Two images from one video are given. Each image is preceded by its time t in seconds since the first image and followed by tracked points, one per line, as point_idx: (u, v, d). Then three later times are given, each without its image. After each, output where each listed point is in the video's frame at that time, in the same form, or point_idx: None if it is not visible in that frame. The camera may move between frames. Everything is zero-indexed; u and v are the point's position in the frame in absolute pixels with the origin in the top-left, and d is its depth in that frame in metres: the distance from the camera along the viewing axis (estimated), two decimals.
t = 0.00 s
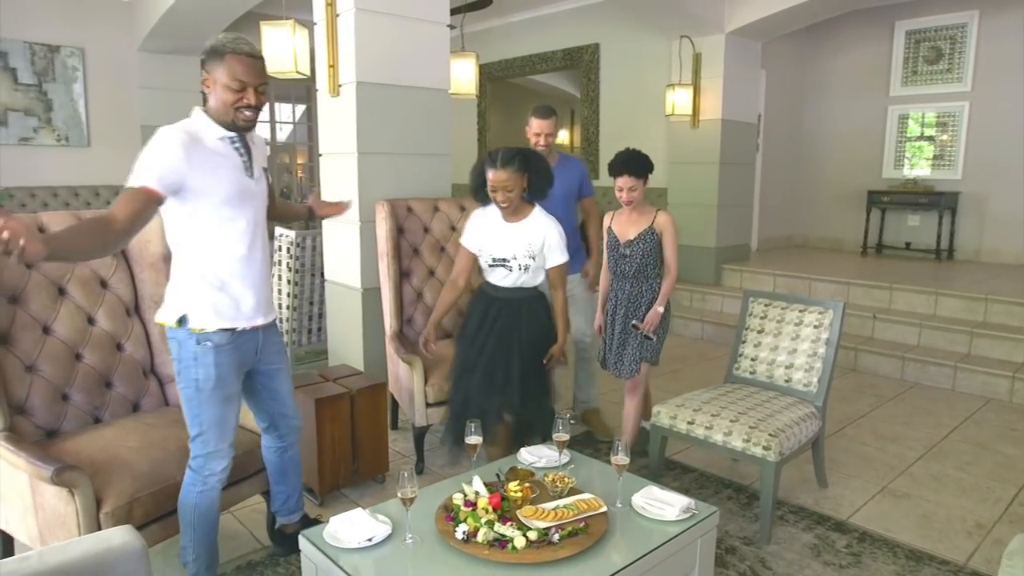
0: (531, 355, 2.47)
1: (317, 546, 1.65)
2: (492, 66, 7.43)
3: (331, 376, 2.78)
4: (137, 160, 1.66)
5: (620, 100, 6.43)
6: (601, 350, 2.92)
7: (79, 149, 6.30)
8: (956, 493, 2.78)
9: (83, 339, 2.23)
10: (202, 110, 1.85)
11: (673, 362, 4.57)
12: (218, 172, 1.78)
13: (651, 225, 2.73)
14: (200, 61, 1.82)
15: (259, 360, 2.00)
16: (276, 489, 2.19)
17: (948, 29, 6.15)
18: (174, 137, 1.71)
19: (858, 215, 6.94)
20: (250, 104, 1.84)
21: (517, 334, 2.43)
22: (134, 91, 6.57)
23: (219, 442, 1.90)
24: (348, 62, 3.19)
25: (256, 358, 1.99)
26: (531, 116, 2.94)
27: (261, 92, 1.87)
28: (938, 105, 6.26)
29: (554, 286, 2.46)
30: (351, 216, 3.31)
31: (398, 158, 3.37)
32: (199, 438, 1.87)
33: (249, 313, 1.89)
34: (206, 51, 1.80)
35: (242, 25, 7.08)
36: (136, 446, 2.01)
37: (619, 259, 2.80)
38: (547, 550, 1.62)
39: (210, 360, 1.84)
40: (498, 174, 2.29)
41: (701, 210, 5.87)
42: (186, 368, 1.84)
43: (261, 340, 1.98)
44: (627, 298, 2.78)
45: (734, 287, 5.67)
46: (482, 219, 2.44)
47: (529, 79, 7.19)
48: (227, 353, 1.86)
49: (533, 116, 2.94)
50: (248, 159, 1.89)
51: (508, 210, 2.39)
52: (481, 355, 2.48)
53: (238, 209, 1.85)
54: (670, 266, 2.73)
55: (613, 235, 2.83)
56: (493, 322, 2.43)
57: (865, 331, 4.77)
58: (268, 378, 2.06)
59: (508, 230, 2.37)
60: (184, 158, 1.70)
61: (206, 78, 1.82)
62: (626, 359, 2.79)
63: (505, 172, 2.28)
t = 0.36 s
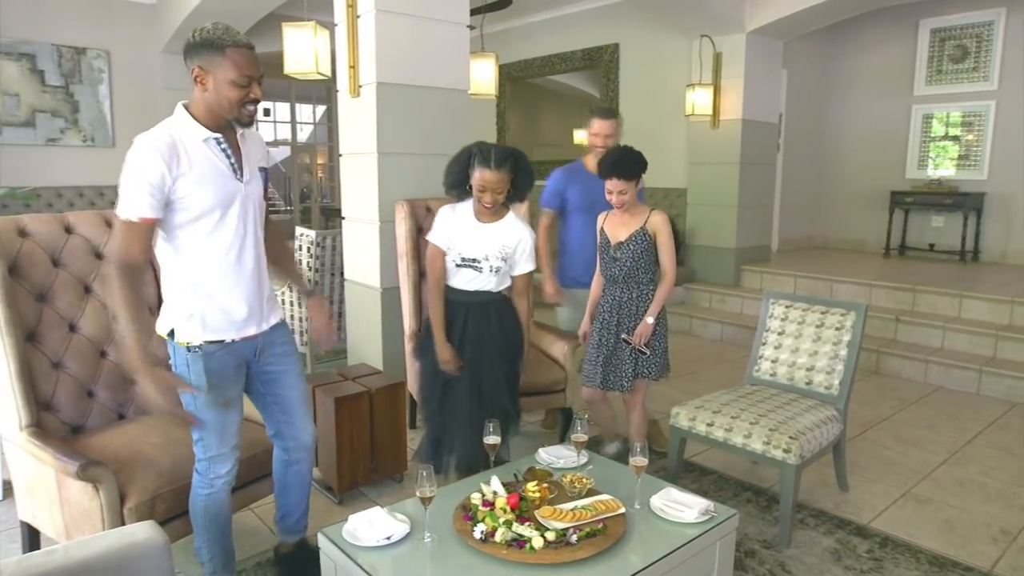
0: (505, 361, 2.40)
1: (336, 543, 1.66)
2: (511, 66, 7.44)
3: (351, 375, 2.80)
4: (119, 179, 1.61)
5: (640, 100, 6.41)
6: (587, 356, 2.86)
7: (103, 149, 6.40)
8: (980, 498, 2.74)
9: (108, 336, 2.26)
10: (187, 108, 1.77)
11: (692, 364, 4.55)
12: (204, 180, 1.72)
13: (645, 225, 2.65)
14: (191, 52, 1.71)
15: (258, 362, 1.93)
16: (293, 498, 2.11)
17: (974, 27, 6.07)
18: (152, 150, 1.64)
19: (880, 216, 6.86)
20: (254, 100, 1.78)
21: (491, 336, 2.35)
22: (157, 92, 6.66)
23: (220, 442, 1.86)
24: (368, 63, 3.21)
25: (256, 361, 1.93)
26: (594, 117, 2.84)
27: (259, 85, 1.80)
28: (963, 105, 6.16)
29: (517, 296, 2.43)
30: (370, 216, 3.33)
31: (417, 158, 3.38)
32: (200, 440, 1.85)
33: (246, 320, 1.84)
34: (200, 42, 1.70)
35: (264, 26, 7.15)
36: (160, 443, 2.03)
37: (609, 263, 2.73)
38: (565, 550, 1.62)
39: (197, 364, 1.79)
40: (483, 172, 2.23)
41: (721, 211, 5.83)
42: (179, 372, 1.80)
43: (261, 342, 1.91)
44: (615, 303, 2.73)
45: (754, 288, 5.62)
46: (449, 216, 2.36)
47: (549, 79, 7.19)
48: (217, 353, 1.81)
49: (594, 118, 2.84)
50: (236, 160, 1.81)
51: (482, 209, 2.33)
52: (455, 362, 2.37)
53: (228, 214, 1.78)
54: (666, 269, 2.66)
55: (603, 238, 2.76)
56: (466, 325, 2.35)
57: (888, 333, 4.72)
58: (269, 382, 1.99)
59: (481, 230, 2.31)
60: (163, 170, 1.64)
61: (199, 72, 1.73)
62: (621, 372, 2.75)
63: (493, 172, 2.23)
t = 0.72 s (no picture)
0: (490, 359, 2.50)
1: (354, 541, 1.67)
2: (530, 66, 7.46)
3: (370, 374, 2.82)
4: (152, 174, 1.50)
5: (658, 100, 6.38)
6: (553, 373, 2.61)
7: (126, 149, 6.49)
8: (1005, 503, 2.70)
9: (131, 334, 2.29)
10: (222, 105, 1.66)
11: (711, 365, 4.52)
12: (237, 179, 1.62)
13: (622, 233, 2.51)
14: (240, 51, 1.60)
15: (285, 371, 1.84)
16: (290, 522, 2.01)
17: (999, 25, 5.98)
18: (187, 146, 1.54)
19: (903, 216, 6.77)
20: (298, 107, 1.69)
21: (480, 334, 2.43)
22: (179, 93, 6.74)
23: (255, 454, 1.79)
24: (388, 63, 3.22)
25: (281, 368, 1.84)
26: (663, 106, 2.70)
27: (303, 93, 1.71)
28: (988, 104, 6.07)
29: (495, 293, 2.56)
30: (389, 216, 3.34)
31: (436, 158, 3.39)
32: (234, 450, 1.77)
33: (269, 323, 1.74)
34: (255, 43, 1.60)
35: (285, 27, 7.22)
36: (182, 440, 2.06)
37: (582, 273, 2.53)
38: (583, 551, 1.62)
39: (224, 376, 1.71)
40: (467, 174, 2.26)
41: (740, 211, 5.79)
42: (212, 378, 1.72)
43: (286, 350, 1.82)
44: (591, 316, 2.52)
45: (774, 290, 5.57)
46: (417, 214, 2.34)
47: (568, 79, 7.18)
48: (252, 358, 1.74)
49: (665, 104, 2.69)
50: (267, 162, 1.71)
51: (459, 208, 2.35)
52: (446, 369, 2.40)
53: (258, 216, 1.68)
54: (637, 276, 2.58)
55: (575, 246, 2.55)
56: (458, 325, 2.38)
57: (911, 336, 4.66)
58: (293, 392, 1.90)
59: (462, 230, 2.35)
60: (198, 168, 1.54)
61: (241, 73, 1.62)
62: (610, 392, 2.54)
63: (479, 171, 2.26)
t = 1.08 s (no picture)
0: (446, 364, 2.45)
1: (370, 539, 1.67)
2: (546, 66, 7.47)
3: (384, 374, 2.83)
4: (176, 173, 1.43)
5: (674, 101, 6.36)
6: (533, 378, 2.52)
7: (147, 150, 6.57)
8: None
9: (151, 333, 2.32)
10: (253, 106, 1.58)
11: (727, 367, 4.49)
12: (265, 181, 1.55)
13: (597, 228, 2.50)
14: (279, 50, 1.54)
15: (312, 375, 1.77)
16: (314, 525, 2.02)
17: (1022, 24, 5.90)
18: (215, 145, 1.47)
19: (923, 217, 6.69)
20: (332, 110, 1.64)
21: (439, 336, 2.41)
22: (199, 93, 6.81)
23: (301, 471, 1.71)
24: (405, 64, 3.24)
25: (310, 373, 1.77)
26: (681, 110, 2.61)
27: (336, 99, 1.64)
28: (1010, 104, 5.99)
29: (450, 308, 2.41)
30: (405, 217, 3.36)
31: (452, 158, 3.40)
32: (282, 471, 1.70)
33: (291, 329, 1.65)
34: (294, 42, 1.54)
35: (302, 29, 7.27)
36: (200, 437, 2.08)
37: (563, 275, 2.46)
38: (598, 552, 1.62)
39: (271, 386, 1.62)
40: (449, 193, 2.17)
41: (757, 212, 5.75)
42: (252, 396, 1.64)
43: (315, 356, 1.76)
44: (574, 316, 2.47)
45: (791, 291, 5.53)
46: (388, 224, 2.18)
47: (584, 80, 7.18)
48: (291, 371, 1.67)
49: (686, 109, 2.60)
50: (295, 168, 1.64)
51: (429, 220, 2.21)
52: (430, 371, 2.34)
53: (286, 221, 1.60)
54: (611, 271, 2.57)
55: (551, 246, 2.45)
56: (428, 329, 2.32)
57: (930, 339, 4.61)
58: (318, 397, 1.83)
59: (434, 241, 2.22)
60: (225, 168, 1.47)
61: (277, 73, 1.55)
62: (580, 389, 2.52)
63: (466, 184, 2.17)
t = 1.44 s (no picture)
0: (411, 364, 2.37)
1: (379, 539, 1.68)
2: (555, 67, 7.48)
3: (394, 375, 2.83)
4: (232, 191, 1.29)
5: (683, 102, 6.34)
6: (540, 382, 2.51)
7: (159, 151, 6.61)
8: None
9: (163, 333, 2.33)
10: (277, 111, 1.48)
11: (737, 368, 4.48)
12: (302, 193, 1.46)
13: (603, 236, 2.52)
14: (316, 58, 1.46)
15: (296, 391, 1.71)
16: (309, 531, 1.98)
17: None
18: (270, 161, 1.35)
19: (935, 218, 6.65)
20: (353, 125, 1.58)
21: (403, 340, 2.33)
22: (210, 95, 6.85)
23: (293, 492, 1.63)
24: (415, 65, 3.24)
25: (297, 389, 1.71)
26: (673, 108, 2.55)
27: (359, 116, 1.58)
28: None
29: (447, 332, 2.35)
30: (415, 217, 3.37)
31: (462, 159, 3.40)
32: (274, 495, 1.59)
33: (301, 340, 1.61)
34: (331, 52, 1.46)
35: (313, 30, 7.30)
36: (211, 437, 2.09)
37: (569, 281, 2.48)
38: (607, 553, 1.62)
39: (276, 403, 1.53)
40: (462, 220, 2.19)
41: (768, 213, 5.73)
42: (248, 416, 1.53)
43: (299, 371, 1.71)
44: (576, 322, 2.50)
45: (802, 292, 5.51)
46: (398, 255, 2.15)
47: (593, 80, 7.17)
48: (291, 391, 1.58)
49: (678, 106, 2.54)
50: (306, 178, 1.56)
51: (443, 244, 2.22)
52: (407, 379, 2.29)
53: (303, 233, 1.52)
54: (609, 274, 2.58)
55: (559, 254, 2.46)
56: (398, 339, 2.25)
57: (943, 340, 4.58)
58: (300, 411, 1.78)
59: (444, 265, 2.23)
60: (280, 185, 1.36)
61: (307, 82, 1.47)
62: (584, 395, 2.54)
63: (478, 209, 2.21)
